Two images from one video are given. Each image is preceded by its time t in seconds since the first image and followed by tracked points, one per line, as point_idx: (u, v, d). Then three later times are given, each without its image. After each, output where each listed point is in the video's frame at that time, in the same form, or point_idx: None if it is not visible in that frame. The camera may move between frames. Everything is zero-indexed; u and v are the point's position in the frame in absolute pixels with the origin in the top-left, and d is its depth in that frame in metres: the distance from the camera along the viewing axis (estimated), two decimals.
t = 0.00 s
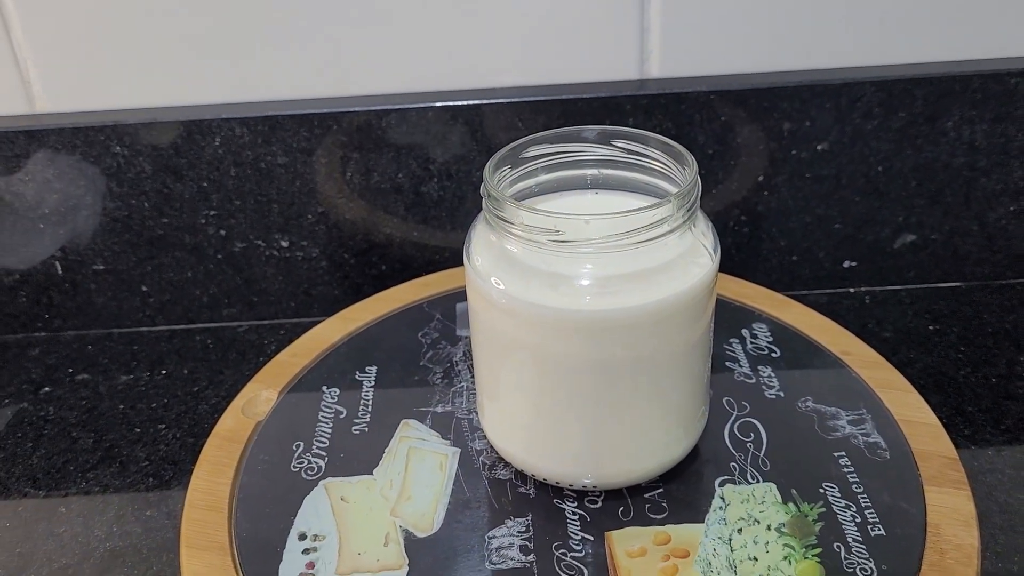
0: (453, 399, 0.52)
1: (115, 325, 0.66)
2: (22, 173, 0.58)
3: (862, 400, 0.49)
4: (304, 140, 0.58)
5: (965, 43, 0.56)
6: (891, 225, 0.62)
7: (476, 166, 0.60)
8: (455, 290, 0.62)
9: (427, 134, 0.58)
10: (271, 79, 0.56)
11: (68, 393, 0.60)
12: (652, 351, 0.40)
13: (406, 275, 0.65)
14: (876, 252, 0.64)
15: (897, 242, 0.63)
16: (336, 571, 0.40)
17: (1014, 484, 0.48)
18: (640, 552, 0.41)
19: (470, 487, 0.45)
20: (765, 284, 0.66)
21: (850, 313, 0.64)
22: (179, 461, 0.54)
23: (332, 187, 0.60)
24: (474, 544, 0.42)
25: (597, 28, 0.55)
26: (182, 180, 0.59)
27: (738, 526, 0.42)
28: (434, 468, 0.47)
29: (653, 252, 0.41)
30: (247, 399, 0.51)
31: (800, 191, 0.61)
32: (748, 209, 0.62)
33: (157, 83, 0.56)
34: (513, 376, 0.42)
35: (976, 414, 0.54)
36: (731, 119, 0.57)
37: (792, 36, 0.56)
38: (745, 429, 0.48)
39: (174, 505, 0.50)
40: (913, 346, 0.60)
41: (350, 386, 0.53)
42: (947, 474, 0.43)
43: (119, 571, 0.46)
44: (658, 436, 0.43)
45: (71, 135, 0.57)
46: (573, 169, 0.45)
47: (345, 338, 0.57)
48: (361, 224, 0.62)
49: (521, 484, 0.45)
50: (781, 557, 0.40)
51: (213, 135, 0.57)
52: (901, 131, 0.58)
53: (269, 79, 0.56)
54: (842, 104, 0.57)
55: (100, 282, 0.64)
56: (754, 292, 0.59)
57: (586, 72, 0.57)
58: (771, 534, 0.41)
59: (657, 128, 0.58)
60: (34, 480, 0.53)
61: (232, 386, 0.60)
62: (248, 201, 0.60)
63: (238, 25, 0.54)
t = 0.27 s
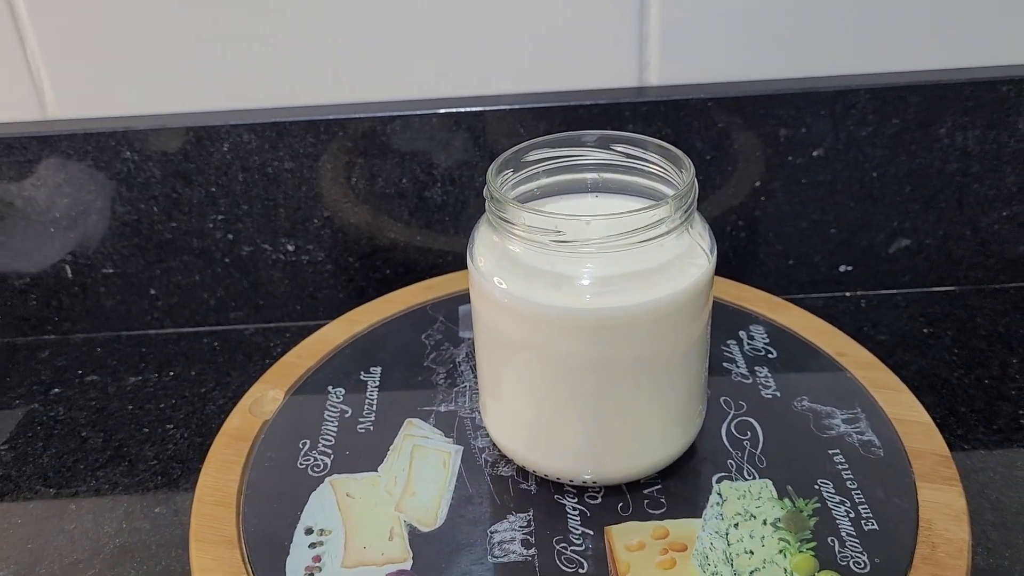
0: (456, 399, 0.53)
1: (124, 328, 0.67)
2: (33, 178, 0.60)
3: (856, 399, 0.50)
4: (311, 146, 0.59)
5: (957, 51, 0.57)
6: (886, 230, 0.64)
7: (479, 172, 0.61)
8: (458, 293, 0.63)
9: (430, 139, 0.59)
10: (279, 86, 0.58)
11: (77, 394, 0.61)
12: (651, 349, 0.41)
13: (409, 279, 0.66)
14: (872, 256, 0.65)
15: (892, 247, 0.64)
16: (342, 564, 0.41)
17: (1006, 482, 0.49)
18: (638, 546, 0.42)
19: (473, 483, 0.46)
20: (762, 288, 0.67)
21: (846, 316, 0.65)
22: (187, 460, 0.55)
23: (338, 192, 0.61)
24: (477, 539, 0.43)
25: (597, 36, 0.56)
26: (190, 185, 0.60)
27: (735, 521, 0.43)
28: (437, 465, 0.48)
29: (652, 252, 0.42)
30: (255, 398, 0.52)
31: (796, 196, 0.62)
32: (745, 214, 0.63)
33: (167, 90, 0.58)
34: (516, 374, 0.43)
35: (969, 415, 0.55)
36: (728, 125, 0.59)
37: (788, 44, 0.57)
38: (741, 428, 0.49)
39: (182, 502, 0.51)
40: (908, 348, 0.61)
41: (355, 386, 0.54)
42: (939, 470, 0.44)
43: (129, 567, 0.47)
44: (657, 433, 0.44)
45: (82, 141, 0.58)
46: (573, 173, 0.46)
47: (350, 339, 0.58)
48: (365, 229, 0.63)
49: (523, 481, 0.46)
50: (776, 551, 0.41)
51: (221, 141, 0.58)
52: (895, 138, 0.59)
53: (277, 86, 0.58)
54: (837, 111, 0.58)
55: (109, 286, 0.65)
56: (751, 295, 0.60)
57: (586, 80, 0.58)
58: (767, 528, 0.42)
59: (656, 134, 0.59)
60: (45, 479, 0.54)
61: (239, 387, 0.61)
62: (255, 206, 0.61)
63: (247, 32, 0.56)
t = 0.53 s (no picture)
0: (457, 400, 0.54)
1: (130, 332, 0.68)
2: (42, 184, 0.61)
3: (849, 400, 0.51)
4: (315, 153, 0.60)
5: (948, 61, 0.59)
6: (879, 236, 0.65)
7: (479, 178, 0.62)
8: (459, 297, 0.64)
9: (432, 147, 0.60)
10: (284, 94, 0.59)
11: (85, 396, 0.62)
12: (647, 349, 0.42)
13: (411, 283, 0.67)
14: (865, 262, 0.66)
15: (885, 253, 0.66)
16: (345, 559, 0.42)
17: (995, 482, 0.50)
18: (635, 542, 0.43)
19: (473, 481, 0.47)
20: (757, 293, 0.68)
21: (840, 320, 0.66)
22: (192, 460, 0.56)
23: (342, 198, 0.63)
24: (477, 535, 0.44)
25: (595, 46, 0.58)
26: (197, 191, 0.61)
27: (729, 518, 0.44)
28: (438, 464, 0.49)
29: (648, 255, 0.43)
30: (260, 399, 0.53)
31: (791, 203, 0.63)
32: (741, 220, 0.64)
33: (175, 99, 0.59)
34: (515, 373, 0.45)
35: (959, 416, 0.56)
36: (724, 133, 0.60)
37: (782, 55, 0.58)
38: (736, 428, 0.50)
39: (188, 501, 0.52)
40: (900, 352, 0.62)
41: (358, 388, 0.55)
42: (928, 469, 0.45)
43: (136, 563, 0.48)
44: (653, 431, 0.45)
45: (91, 148, 0.59)
46: (572, 179, 0.48)
47: (353, 342, 0.59)
48: (368, 234, 0.64)
49: (522, 479, 0.47)
50: (769, 546, 0.42)
51: (228, 148, 0.60)
52: (887, 146, 0.61)
53: (283, 95, 0.59)
54: (831, 119, 0.59)
55: (116, 290, 0.66)
56: (746, 300, 0.61)
57: (585, 89, 0.60)
58: (760, 525, 0.43)
59: (654, 142, 0.60)
60: (53, 478, 0.55)
61: (243, 389, 0.62)
62: (261, 212, 0.63)
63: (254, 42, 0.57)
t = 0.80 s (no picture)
0: (461, 398, 0.55)
1: (139, 332, 0.69)
2: (54, 187, 0.62)
3: (847, 399, 0.52)
4: (322, 156, 0.61)
5: (944, 67, 0.60)
6: (878, 240, 0.66)
7: (484, 182, 0.63)
8: (463, 298, 0.65)
9: (437, 151, 0.62)
10: (292, 99, 0.60)
11: (94, 396, 0.63)
12: (647, 347, 0.43)
13: (416, 285, 0.68)
14: (864, 265, 0.67)
15: (883, 256, 0.66)
16: (352, 552, 0.43)
17: (991, 480, 0.51)
18: (636, 536, 0.43)
19: (478, 477, 0.48)
20: (758, 296, 0.69)
21: (838, 323, 0.67)
22: (200, 457, 0.56)
23: (348, 201, 0.64)
24: (481, 529, 0.44)
25: (597, 52, 0.59)
26: (206, 194, 0.63)
27: (728, 513, 0.45)
28: (443, 460, 0.49)
29: (648, 255, 0.44)
30: (268, 397, 0.54)
31: (790, 207, 0.64)
32: (741, 224, 0.65)
33: (185, 103, 0.60)
34: (519, 370, 0.45)
35: (956, 416, 0.56)
36: (724, 138, 0.61)
37: (781, 61, 0.60)
38: (736, 426, 0.51)
39: (196, 497, 0.53)
40: (898, 353, 0.63)
41: (364, 386, 0.56)
42: (924, 466, 0.46)
43: (146, 557, 0.49)
44: (654, 428, 0.46)
45: (102, 151, 0.60)
46: (575, 181, 0.49)
47: (359, 342, 0.60)
48: (374, 236, 0.65)
49: (525, 475, 0.48)
50: (768, 540, 0.43)
51: (237, 151, 0.61)
52: (885, 150, 0.62)
53: (291, 100, 0.60)
54: (829, 124, 0.60)
55: (125, 291, 0.67)
56: (746, 301, 0.62)
57: (587, 94, 0.61)
58: (759, 520, 0.44)
59: (655, 146, 0.61)
60: (64, 475, 0.56)
61: (251, 389, 0.63)
62: (268, 214, 0.64)
63: (263, 48, 0.58)
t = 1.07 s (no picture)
0: (464, 401, 0.56)
1: (145, 336, 0.70)
2: (62, 191, 0.63)
3: (845, 403, 0.53)
4: (327, 162, 0.62)
5: (942, 75, 0.61)
6: (877, 246, 0.66)
7: (487, 187, 0.64)
8: (466, 303, 0.65)
9: (441, 157, 0.62)
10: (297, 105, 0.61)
11: (100, 398, 0.64)
12: (648, 349, 0.44)
13: (419, 290, 0.69)
14: (863, 270, 0.68)
15: (882, 262, 0.67)
16: (356, 551, 0.44)
17: (988, 483, 0.52)
18: (636, 536, 0.44)
19: (480, 478, 0.49)
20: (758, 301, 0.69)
21: (838, 327, 0.67)
22: (206, 459, 0.57)
23: (352, 206, 0.64)
24: (484, 528, 0.45)
25: (598, 59, 0.60)
26: (212, 199, 0.63)
27: (728, 514, 0.45)
28: (446, 461, 0.50)
29: (649, 258, 0.45)
30: (273, 399, 0.55)
31: (790, 212, 0.65)
32: (741, 229, 0.66)
33: (192, 108, 0.61)
34: (521, 372, 0.46)
35: (954, 420, 0.57)
36: (724, 144, 0.62)
37: (781, 69, 0.60)
38: (735, 428, 0.52)
39: (202, 498, 0.54)
40: (897, 358, 0.64)
41: (368, 389, 0.56)
42: (922, 468, 0.47)
43: (152, 557, 0.49)
44: (654, 429, 0.46)
45: (110, 156, 0.61)
46: (576, 186, 0.50)
47: (363, 345, 0.61)
48: (377, 241, 0.66)
49: (527, 476, 0.49)
50: (767, 541, 0.43)
51: (242, 157, 0.62)
52: (884, 157, 0.62)
53: (297, 106, 0.61)
54: (828, 131, 0.61)
55: (132, 295, 0.68)
56: (746, 306, 0.63)
57: (589, 101, 0.62)
58: (758, 520, 0.45)
59: (656, 152, 0.62)
60: (71, 476, 0.56)
61: (255, 392, 0.64)
62: (273, 219, 0.64)
63: (268, 54, 0.59)
